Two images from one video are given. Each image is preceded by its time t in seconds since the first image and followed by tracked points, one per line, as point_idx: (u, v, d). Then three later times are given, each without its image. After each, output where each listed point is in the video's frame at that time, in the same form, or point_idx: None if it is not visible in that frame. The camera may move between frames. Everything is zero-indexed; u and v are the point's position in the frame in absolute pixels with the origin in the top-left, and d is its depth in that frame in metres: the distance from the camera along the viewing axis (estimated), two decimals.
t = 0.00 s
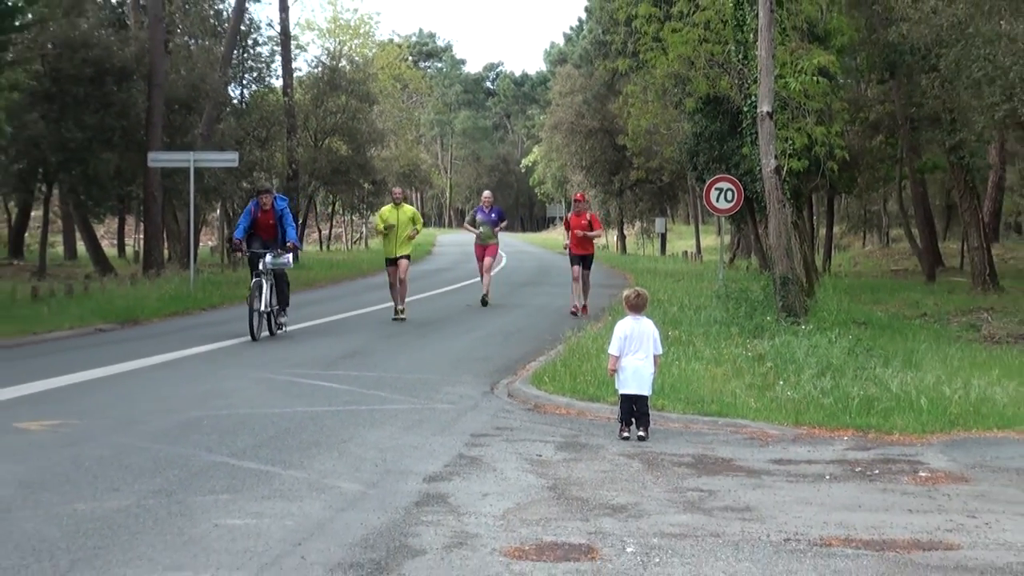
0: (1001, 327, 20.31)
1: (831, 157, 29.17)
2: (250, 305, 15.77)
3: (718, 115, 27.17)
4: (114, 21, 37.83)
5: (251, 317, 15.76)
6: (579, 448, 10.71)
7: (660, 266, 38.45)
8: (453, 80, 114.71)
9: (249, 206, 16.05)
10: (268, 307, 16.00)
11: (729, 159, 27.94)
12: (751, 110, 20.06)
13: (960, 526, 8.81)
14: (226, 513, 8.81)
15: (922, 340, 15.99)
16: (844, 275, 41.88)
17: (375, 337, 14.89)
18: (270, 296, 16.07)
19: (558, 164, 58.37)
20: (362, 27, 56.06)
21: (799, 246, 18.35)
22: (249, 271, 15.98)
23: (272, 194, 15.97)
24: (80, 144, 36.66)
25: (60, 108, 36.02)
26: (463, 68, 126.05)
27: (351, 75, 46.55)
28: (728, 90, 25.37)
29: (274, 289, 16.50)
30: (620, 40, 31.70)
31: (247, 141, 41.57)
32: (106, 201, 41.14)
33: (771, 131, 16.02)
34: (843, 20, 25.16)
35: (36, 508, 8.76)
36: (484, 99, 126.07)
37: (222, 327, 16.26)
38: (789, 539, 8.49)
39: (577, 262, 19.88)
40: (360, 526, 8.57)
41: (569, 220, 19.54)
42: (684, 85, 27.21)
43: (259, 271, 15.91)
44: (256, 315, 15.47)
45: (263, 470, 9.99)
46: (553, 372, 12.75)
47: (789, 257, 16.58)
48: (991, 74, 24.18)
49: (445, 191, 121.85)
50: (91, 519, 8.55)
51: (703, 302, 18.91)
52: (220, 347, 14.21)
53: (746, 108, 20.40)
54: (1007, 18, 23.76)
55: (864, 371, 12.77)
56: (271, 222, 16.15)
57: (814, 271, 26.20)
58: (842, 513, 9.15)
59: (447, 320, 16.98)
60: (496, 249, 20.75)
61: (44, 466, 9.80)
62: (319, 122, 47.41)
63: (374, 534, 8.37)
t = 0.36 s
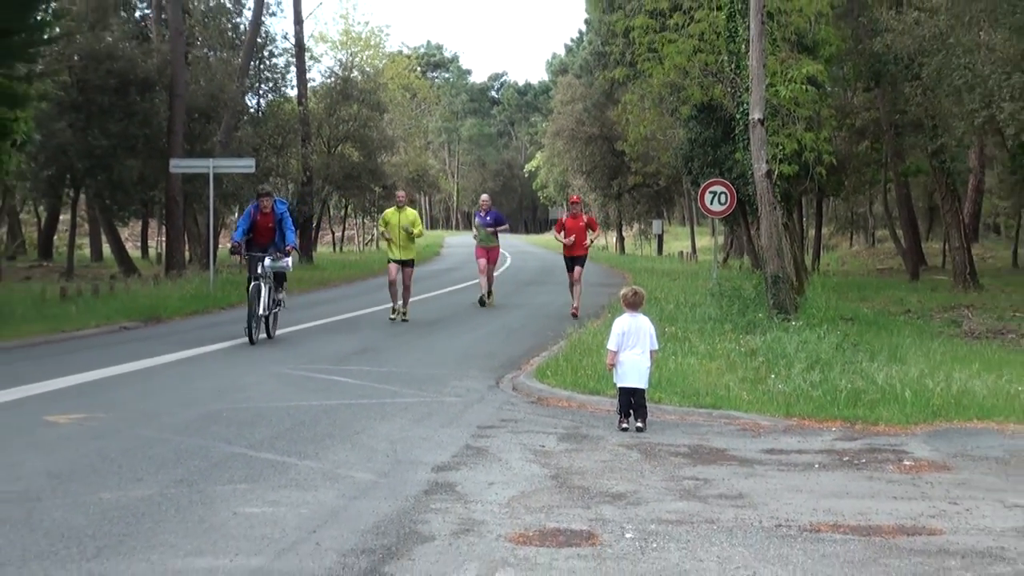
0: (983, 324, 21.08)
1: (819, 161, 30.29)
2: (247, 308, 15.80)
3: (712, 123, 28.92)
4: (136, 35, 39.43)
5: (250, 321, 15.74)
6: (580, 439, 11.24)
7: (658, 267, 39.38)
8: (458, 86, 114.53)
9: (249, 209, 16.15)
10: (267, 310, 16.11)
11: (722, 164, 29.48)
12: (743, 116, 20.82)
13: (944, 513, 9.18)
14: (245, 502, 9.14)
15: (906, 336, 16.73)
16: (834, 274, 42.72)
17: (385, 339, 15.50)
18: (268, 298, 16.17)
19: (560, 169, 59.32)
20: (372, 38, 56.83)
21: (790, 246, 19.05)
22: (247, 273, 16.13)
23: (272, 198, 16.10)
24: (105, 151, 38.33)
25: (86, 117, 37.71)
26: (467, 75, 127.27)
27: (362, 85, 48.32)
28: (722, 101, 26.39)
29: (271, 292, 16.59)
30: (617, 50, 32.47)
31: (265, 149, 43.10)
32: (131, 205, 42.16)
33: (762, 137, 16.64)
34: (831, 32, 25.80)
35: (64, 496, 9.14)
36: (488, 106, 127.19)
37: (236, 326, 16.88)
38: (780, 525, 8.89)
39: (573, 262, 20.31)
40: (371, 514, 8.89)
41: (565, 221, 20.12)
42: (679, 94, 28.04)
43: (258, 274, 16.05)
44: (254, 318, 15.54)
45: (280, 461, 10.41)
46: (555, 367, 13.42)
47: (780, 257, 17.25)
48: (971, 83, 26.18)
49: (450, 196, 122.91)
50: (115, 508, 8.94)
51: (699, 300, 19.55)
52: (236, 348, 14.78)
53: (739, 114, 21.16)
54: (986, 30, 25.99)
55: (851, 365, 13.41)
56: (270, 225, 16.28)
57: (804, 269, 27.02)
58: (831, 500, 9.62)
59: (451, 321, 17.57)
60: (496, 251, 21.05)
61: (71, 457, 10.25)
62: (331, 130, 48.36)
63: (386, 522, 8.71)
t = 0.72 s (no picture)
0: (964, 322, 21.64)
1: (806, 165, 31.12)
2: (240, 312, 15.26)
3: (703, 128, 29.49)
4: (150, 45, 40.14)
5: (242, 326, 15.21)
6: (577, 432, 11.67)
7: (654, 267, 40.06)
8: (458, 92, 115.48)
9: (240, 211, 15.47)
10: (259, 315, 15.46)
11: (714, 167, 30.09)
12: (733, 120, 21.46)
13: (925, 499, 9.29)
14: (255, 491, 9.26)
15: (889, 332, 17.37)
16: (822, 274, 43.47)
17: (388, 339, 15.95)
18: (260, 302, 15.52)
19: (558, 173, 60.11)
20: (378, 47, 57.51)
21: (779, 246, 19.65)
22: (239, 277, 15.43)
23: (264, 199, 15.39)
24: (121, 156, 38.87)
25: (104, 123, 38.64)
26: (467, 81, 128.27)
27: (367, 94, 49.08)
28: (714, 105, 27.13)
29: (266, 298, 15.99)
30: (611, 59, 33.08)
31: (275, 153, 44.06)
32: (147, 208, 42.66)
33: (752, 142, 17.19)
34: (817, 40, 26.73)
35: (83, 486, 9.20)
36: (488, 111, 128.19)
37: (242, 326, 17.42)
38: (769, 513, 8.92)
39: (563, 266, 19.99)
40: (376, 503, 9.02)
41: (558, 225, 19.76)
42: (673, 100, 28.67)
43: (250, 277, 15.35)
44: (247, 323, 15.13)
45: (289, 453, 10.65)
46: (553, 363, 13.98)
47: (769, 256, 17.82)
48: (951, 89, 26.71)
49: (451, 200, 123.87)
50: (132, 498, 8.91)
51: (693, 298, 20.08)
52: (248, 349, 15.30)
53: (729, 119, 21.83)
54: (965, 39, 27.23)
55: (838, 361, 13.99)
56: (262, 228, 15.57)
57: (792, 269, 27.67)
58: (817, 490, 9.69)
59: (452, 321, 18.02)
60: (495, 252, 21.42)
61: (90, 449, 10.45)
62: (337, 136, 49.03)
63: (389, 511, 8.77)
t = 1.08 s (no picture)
0: (959, 319, 21.81)
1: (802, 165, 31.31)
2: (224, 317, 14.54)
3: (700, 128, 29.57)
4: (149, 47, 40.12)
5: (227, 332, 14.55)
6: (576, 430, 11.76)
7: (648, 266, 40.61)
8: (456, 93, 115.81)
9: (224, 210, 14.78)
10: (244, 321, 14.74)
11: (711, 167, 30.21)
12: (731, 121, 21.62)
13: (921, 496, 9.39)
14: (257, 489, 9.35)
15: (885, 330, 17.50)
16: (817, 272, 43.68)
17: (389, 339, 16.04)
18: (246, 308, 14.79)
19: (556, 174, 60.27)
20: (378, 49, 57.58)
21: (775, 244, 19.79)
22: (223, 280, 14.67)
23: (250, 198, 14.75)
24: (123, 158, 38.88)
25: (105, 125, 38.48)
26: (466, 83, 128.60)
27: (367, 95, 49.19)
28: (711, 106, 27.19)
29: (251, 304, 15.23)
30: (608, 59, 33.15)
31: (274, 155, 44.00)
32: (149, 209, 42.81)
33: (749, 142, 17.31)
34: (814, 41, 26.76)
35: (86, 485, 9.29)
36: (487, 112, 128.52)
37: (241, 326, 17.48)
38: (768, 510, 9.01)
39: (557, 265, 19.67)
40: (377, 501, 9.11)
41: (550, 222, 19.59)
42: (670, 101, 28.81)
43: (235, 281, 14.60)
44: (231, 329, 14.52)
45: (290, 451, 10.73)
46: (552, 361, 14.09)
47: (765, 255, 17.95)
48: (946, 88, 26.89)
49: (450, 201, 124.14)
50: (133, 496, 9.00)
51: (690, 297, 20.21)
52: (248, 348, 15.38)
53: (726, 120, 21.95)
54: (960, 39, 27.29)
55: (835, 360, 14.12)
56: (247, 229, 14.88)
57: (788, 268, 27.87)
58: (815, 487, 9.77)
59: (453, 321, 18.09)
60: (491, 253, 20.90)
61: (92, 448, 10.54)
62: (337, 137, 49.20)
63: (390, 509, 8.86)
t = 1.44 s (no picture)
0: (959, 317, 21.78)
1: (802, 162, 31.33)
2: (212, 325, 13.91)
3: (700, 126, 29.57)
4: (151, 45, 40.09)
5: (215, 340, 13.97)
6: (576, 428, 11.75)
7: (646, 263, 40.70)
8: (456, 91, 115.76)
9: (213, 208, 13.96)
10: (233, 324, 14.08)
11: (711, 165, 30.20)
12: (730, 120, 21.63)
13: (922, 494, 9.39)
14: (257, 488, 9.34)
15: (885, 328, 17.48)
16: (816, 269, 43.71)
17: (388, 337, 16.05)
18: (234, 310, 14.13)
19: (556, 172, 60.26)
20: (378, 47, 57.60)
21: (775, 243, 19.78)
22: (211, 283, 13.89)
23: (241, 196, 13.93)
24: (124, 156, 39.00)
25: (105, 123, 38.57)
26: (466, 81, 128.62)
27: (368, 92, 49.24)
28: (711, 104, 27.14)
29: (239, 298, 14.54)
30: (608, 57, 33.14)
31: (275, 154, 44.01)
32: (149, 207, 42.81)
33: (749, 140, 17.29)
34: (814, 38, 26.73)
35: (85, 484, 9.28)
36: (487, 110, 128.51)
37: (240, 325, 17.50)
38: (768, 508, 9.00)
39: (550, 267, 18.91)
40: (377, 499, 9.10)
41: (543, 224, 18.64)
42: (670, 99, 28.79)
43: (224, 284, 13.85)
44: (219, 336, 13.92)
45: (290, 450, 10.72)
46: (552, 359, 14.10)
47: (766, 253, 17.94)
48: (947, 86, 26.87)
49: (450, 199, 124.21)
50: (134, 495, 9.00)
51: (690, 294, 20.22)
52: (247, 346, 15.36)
53: (726, 117, 21.94)
54: (960, 37, 27.22)
55: (835, 357, 14.11)
56: (237, 228, 14.08)
57: (788, 266, 27.90)
58: (815, 485, 9.76)
59: (453, 319, 18.10)
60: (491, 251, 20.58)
61: (91, 447, 10.53)
62: (337, 135, 49.22)
63: (390, 507, 8.85)
